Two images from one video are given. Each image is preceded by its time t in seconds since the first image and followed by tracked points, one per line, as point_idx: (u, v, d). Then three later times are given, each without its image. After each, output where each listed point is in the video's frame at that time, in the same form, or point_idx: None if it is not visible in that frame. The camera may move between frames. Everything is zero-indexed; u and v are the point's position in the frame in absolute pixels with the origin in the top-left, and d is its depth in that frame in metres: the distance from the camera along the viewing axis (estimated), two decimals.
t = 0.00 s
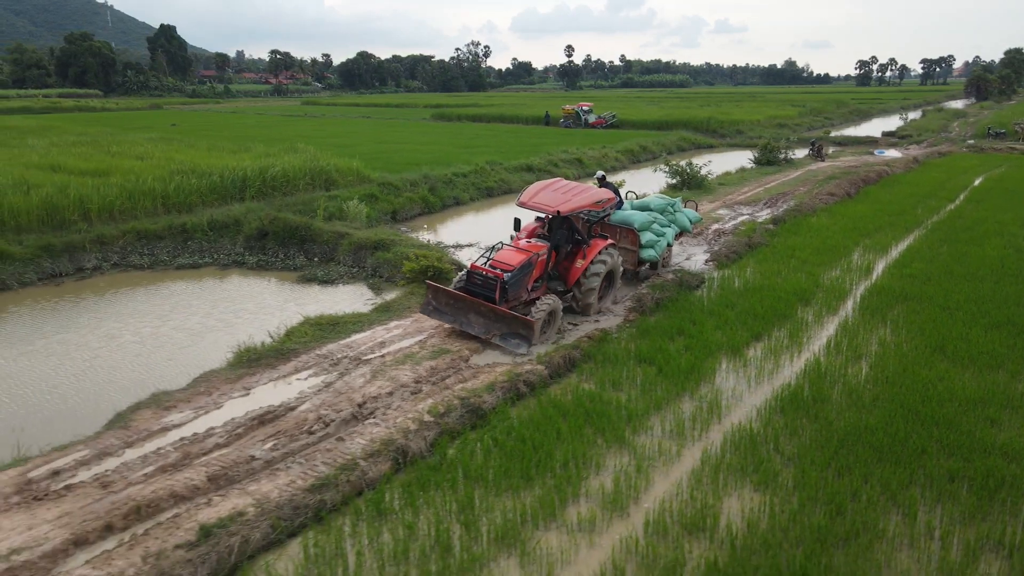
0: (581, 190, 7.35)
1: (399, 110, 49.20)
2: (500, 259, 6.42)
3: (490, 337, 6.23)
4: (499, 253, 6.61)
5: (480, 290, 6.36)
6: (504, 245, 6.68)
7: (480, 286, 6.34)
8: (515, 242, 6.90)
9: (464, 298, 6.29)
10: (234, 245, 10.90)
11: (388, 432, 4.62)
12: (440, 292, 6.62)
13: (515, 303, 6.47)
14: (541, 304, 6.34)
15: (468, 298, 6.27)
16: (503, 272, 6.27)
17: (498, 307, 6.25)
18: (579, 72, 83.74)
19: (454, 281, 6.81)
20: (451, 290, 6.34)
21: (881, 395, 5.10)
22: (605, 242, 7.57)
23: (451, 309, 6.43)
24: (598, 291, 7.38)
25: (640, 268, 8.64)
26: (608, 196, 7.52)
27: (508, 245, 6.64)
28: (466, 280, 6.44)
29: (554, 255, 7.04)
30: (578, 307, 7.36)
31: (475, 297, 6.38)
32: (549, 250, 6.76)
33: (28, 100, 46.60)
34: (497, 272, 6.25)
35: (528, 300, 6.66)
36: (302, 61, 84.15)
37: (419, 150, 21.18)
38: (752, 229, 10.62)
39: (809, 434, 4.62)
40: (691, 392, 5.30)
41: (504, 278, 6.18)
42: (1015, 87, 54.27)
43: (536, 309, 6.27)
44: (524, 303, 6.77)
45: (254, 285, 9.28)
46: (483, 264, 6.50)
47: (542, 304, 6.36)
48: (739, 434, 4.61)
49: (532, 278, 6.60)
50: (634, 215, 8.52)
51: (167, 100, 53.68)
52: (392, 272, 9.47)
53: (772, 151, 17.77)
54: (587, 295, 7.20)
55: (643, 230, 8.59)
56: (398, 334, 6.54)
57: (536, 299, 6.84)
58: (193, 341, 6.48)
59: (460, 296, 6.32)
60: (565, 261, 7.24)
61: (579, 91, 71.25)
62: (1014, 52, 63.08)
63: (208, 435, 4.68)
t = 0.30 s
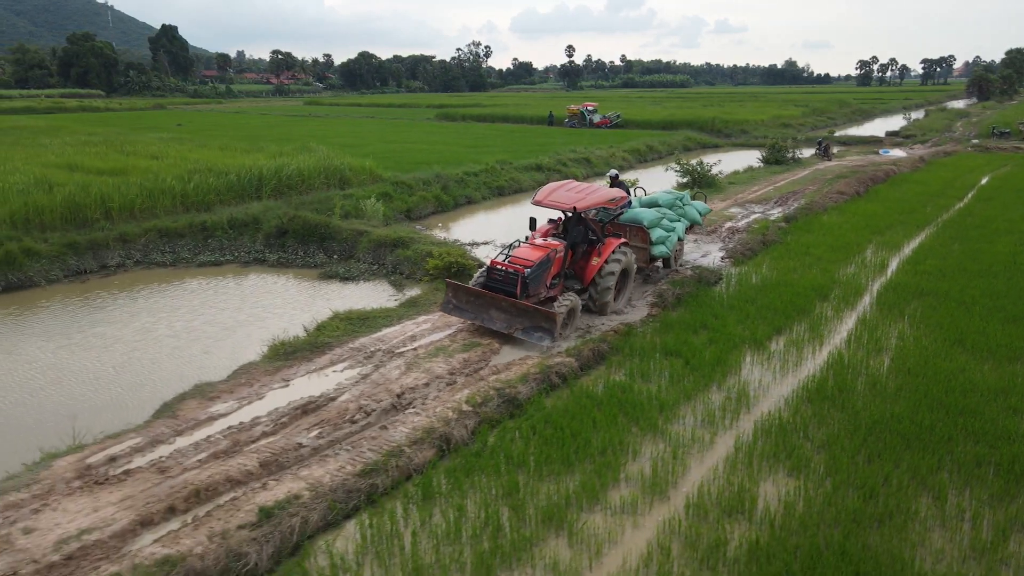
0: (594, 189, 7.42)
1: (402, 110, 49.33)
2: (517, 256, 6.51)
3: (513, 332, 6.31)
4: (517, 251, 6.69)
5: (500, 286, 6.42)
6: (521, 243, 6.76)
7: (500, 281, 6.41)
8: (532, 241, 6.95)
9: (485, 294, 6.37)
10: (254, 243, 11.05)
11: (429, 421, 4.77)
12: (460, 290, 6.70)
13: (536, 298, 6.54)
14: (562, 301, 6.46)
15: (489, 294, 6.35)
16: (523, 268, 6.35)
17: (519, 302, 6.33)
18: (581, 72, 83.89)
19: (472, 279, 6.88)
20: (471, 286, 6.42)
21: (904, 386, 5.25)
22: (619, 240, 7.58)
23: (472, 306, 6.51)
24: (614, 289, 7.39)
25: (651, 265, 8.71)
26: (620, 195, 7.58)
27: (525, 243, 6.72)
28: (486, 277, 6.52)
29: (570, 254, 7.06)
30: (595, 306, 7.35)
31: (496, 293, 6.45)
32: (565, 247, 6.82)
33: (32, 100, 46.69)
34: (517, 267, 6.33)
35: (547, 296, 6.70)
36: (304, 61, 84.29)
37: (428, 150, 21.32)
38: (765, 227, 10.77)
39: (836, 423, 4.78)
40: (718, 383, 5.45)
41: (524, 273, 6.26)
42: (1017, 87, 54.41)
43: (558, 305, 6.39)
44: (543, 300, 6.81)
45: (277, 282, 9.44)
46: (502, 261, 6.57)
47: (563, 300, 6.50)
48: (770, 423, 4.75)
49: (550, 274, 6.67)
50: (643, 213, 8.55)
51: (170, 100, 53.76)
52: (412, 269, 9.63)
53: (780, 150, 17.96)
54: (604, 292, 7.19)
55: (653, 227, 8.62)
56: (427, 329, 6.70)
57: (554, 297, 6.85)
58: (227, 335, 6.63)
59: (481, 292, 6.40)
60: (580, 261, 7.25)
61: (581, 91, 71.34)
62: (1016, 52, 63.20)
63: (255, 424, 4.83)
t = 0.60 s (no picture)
0: (605, 190, 7.45)
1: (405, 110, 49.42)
2: (533, 255, 6.50)
3: (531, 330, 6.31)
4: (532, 250, 6.70)
5: (517, 285, 6.45)
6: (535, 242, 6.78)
7: (517, 279, 6.43)
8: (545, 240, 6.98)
9: (502, 293, 6.39)
10: (272, 241, 11.20)
11: (464, 411, 4.92)
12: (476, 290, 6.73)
13: (552, 296, 6.55)
14: (580, 300, 6.60)
15: (506, 293, 6.37)
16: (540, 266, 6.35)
17: (537, 300, 6.35)
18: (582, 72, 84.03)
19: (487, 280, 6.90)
20: (489, 286, 6.44)
21: (923, 378, 5.39)
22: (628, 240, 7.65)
23: (488, 307, 6.51)
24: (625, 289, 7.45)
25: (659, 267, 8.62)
26: (631, 198, 7.58)
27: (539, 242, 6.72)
28: (502, 276, 6.56)
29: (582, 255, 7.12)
30: (607, 305, 7.37)
31: (513, 292, 6.47)
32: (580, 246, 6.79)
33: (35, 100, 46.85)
34: (534, 265, 6.34)
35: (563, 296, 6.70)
36: (306, 62, 84.41)
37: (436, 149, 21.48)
38: (776, 225, 10.90)
39: (859, 413, 4.92)
40: (741, 375, 5.60)
41: (541, 271, 6.29)
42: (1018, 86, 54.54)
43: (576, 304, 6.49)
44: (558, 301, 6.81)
45: (297, 279, 9.58)
46: (517, 259, 6.58)
47: (579, 299, 6.59)
48: (794, 413, 4.90)
49: (566, 273, 6.65)
50: (654, 214, 8.44)
51: (173, 100, 53.92)
52: (430, 266, 9.78)
53: (787, 150, 18.12)
54: (617, 291, 7.23)
55: (663, 228, 8.51)
56: (453, 324, 6.85)
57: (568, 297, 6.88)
58: (256, 329, 6.78)
59: (498, 291, 6.42)
60: (591, 261, 7.32)
61: (582, 91, 71.48)
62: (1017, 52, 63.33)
63: (294, 414, 4.98)
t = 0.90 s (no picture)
0: (616, 189, 7.43)
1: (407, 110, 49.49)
2: (544, 255, 6.47)
3: (542, 331, 6.26)
4: (542, 250, 6.66)
5: (528, 285, 6.42)
6: (545, 242, 6.75)
7: (528, 279, 6.41)
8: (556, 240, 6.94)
9: (512, 293, 6.35)
10: (287, 239, 11.34)
11: (493, 401, 5.07)
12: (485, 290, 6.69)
13: (562, 297, 6.51)
14: (589, 301, 6.52)
15: (517, 293, 6.33)
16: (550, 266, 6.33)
17: (548, 300, 6.31)
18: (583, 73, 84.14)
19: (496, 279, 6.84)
20: (499, 286, 6.40)
21: (937, 370, 5.53)
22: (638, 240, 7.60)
23: (498, 306, 6.49)
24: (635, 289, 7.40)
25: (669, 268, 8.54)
26: (642, 197, 7.57)
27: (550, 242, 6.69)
28: (513, 276, 6.51)
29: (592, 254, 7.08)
30: (616, 305, 7.35)
31: (523, 292, 6.44)
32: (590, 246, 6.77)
33: (38, 100, 46.95)
34: (545, 265, 6.31)
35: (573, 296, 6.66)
36: (306, 62, 84.51)
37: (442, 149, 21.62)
38: (786, 223, 11.02)
39: (877, 403, 5.06)
40: (759, 367, 5.75)
41: (552, 272, 6.24)
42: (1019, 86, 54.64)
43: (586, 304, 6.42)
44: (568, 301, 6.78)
45: (315, 277, 9.72)
46: (528, 259, 6.55)
47: (590, 300, 6.53)
48: (814, 403, 5.04)
49: (576, 273, 6.64)
50: (664, 215, 8.37)
51: (175, 100, 54.05)
52: (446, 264, 9.93)
53: (792, 150, 18.28)
54: (626, 291, 7.20)
55: (673, 230, 8.43)
56: (474, 319, 7.00)
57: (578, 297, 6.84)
58: (281, 324, 6.92)
59: (509, 291, 6.38)
60: (601, 261, 7.28)
61: (583, 91, 71.62)
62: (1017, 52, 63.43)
63: (327, 404, 5.12)
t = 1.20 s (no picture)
0: (626, 187, 7.34)
1: (409, 110, 49.57)
2: (551, 251, 6.39)
3: (546, 327, 6.19)
4: (549, 245, 6.58)
5: (534, 280, 6.35)
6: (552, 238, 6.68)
7: (534, 275, 6.34)
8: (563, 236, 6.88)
9: (517, 288, 6.29)
10: (300, 237, 11.46)
11: (518, 391, 5.21)
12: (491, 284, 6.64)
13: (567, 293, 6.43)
14: (592, 296, 6.39)
15: (521, 289, 6.28)
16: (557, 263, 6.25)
17: (553, 296, 6.23)
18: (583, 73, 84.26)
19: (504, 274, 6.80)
20: (504, 281, 6.36)
21: (949, 362, 5.66)
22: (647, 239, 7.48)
23: (503, 302, 6.44)
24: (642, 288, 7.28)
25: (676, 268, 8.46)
26: (651, 195, 7.47)
27: (558, 237, 6.58)
28: (519, 271, 6.46)
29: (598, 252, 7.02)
30: (622, 305, 7.25)
31: (529, 288, 6.37)
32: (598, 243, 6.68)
33: (41, 100, 47.06)
34: (552, 261, 6.23)
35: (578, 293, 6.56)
36: (307, 62, 84.62)
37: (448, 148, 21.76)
38: (793, 221, 11.17)
39: (890, 393, 5.20)
40: (774, 359, 5.89)
41: (559, 268, 6.18)
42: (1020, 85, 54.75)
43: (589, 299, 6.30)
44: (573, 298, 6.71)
45: (330, 273, 9.86)
46: (534, 254, 6.48)
47: (594, 294, 6.40)
48: (830, 394, 5.18)
49: (582, 270, 6.59)
50: (672, 215, 8.30)
51: (176, 100, 54.17)
52: (459, 261, 10.08)
53: (797, 149, 18.45)
54: (632, 290, 7.09)
55: (680, 230, 8.35)
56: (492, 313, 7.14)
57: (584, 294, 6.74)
58: (303, 318, 7.05)
59: (513, 287, 6.32)
60: (607, 259, 7.21)
61: (584, 91, 71.78)
62: (1017, 52, 63.59)
63: (355, 395, 5.26)
